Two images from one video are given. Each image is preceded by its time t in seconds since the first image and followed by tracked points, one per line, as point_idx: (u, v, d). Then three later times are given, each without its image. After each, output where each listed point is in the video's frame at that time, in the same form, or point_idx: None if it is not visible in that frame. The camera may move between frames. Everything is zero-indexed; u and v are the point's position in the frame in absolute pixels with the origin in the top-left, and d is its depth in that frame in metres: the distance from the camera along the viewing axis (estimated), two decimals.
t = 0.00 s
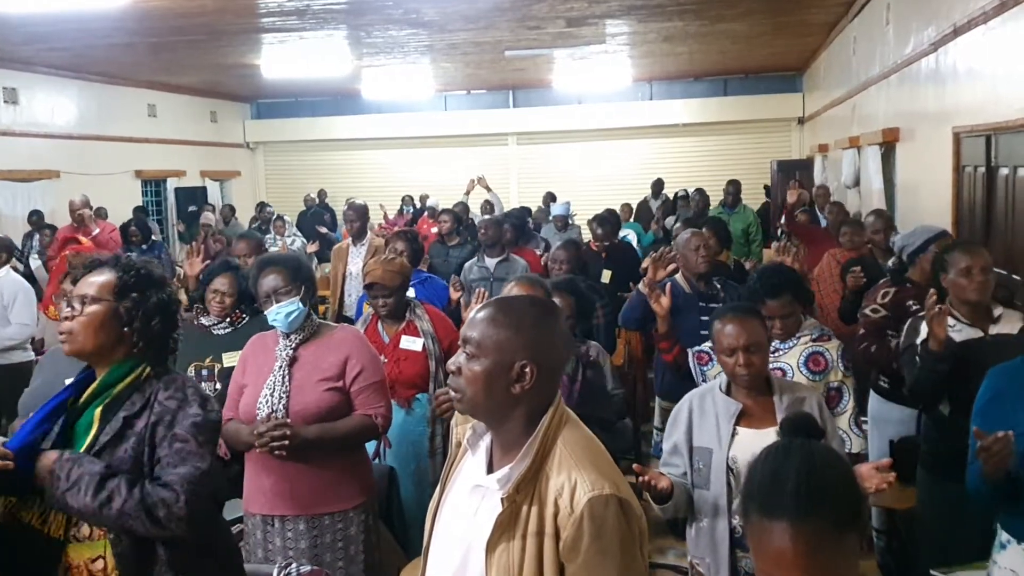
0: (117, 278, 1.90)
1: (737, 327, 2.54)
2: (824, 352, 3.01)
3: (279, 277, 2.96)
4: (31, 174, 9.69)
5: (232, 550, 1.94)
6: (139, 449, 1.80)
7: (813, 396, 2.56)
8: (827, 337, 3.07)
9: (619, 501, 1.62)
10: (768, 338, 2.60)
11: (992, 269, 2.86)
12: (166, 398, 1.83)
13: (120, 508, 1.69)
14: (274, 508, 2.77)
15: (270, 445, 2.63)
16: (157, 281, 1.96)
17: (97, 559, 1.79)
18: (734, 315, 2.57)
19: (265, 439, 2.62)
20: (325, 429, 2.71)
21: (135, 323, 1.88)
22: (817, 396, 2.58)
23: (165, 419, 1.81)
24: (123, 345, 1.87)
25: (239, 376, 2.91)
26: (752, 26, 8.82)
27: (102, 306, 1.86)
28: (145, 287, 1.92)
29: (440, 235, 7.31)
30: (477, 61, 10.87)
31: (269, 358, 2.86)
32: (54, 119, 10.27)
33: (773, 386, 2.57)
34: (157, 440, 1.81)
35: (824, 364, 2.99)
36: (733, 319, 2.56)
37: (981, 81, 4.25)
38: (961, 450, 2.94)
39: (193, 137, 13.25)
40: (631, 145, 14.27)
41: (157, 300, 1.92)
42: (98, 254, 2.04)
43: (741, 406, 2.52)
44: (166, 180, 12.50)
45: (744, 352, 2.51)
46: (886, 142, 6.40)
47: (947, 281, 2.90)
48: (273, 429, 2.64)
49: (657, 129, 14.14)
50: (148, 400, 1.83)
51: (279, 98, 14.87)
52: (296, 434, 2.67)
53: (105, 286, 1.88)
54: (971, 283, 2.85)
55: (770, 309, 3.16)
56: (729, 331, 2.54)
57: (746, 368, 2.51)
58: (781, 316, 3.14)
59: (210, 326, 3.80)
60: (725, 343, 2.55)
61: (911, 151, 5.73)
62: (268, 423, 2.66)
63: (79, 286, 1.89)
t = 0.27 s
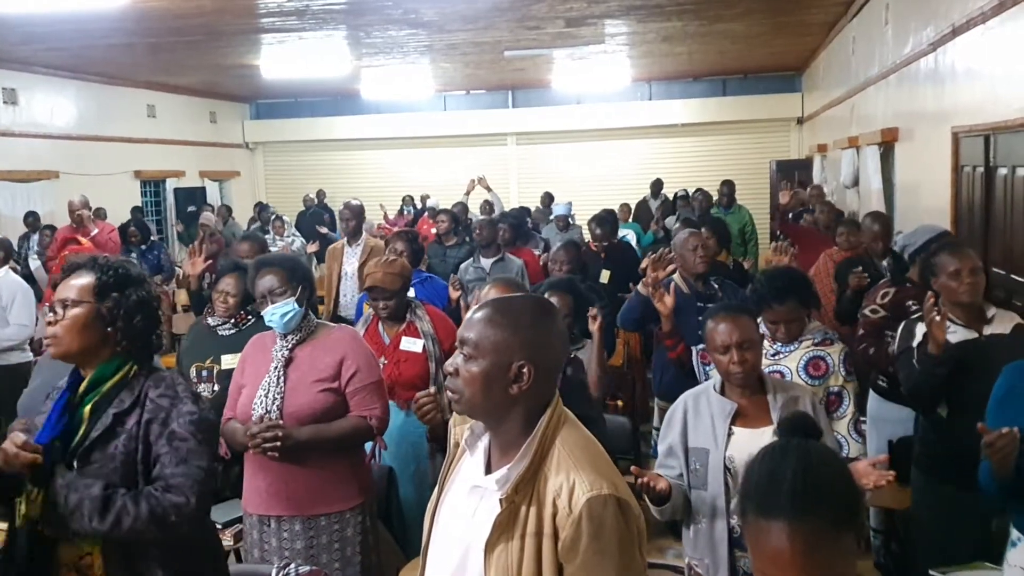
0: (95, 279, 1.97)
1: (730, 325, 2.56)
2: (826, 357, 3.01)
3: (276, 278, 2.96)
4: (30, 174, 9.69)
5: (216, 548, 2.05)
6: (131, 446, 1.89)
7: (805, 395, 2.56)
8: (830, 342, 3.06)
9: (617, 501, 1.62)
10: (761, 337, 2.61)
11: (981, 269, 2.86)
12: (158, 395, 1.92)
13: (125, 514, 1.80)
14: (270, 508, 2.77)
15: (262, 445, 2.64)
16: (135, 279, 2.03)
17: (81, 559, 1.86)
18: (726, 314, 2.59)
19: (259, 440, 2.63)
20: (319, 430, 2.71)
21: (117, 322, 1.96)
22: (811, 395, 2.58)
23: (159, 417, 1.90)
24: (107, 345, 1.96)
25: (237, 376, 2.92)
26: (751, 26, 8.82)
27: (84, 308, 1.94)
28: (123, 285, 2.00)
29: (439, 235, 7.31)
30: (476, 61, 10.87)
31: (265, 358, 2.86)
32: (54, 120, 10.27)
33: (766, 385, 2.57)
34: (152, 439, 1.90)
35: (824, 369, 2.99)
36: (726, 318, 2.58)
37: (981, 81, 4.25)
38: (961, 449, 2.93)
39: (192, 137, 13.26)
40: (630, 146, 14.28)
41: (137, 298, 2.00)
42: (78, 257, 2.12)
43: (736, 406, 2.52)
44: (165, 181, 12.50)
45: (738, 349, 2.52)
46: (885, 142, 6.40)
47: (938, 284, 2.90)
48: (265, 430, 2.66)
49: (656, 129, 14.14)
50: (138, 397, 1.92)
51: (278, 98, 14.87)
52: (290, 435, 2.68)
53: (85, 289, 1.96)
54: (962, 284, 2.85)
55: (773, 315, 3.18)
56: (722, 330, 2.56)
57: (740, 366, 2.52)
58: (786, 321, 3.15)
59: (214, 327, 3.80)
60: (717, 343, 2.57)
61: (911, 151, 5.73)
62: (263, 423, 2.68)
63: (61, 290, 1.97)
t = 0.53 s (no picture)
0: (86, 278, 1.98)
1: (727, 323, 2.56)
2: (825, 357, 3.01)
3: (274, 278, 2.95)
4: (29, 174, 9.68)
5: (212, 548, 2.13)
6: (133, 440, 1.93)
7: (803, 394, 2.56)
8: (829, 342, 3.06)
9: (618, 500, 1.62)
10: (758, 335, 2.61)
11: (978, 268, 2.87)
12: (160, 394, 1.97)
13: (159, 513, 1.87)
14: (270, 508, 2.77)
15: (263, 445, 2.64)
16: (126, 276, 2.04)
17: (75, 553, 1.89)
18: (722, 312, 2.60)
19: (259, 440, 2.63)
20: (319, 430, 2.71)
21: (109, 321, 1.97)
22: (809, 394, 2.57)
23: (165, 414, 1.96)
24: (100, 343, 1.97)
25: (236, 376, 2.92)
26: (750, 25, 8.83)
27: (77, 307, 1.95)
28: (114, 283, 2.01)
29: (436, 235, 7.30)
30: (475, 61, 10.87)
31: (264, 357, 2.86)
32: (53, 119, 10.26)
33: (764, 384, 2.57)
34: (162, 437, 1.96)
35: (823, 369, 2.99)
36: (722, 317, 2.59)
37: (980, 81, 4.25)
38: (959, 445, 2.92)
39: (191, 137, 13.25)
40: (628, 145, 14.28)
41: (128, 296, 2.01)
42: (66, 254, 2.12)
43: (735, 405, 2.52)
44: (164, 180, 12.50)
45: (734, 346, 2.53)
46: (884, 141, 6.40)
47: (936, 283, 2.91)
48: (266, 430, 2.66)
49: (655, 129, 14.14)
50: (137, 394, 1.96)
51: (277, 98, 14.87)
52: (289, 435, 2.68)
53: (77, 287, 1.96)
54: (960, 283, 2.85)
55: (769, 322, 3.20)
56: (719, 328, 2.57)
57: (737, 362, 2.52)
58: (786, 323, 3.14)
59: (217, 328, 3.82)
60: (714, 341, 2.57)
61: (910, 150, 5.72)
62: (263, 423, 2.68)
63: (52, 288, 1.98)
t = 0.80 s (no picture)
0: (82, 278, 1.98)
1: (726, 323, 2.57)
2: (818, 355, 3.02)
3: (274, 278, 2.95)
4: (27, 174, 9.67)
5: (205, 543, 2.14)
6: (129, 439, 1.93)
7: (803, 394, 2.57)
8: (820, 340, 3.08)
9: (617, 500, 1.62)
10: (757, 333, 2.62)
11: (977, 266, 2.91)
12: (157, 391, 1.98)
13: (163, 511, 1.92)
14: (270, 509, 2.77)
15: (267, 446, 2.65)
16: (121, 276, 2.05)
17: (71, 549, 1.90)
18: (721, 311, 2.61)
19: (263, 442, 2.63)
20: (321, 430, 2.72)
21: (106, 321, 1.98)
22: (808, 393, 2.58)
23: (163, 412, 1.97)
24: (96, 343, 1.98)
25: (234, 376, 2.91)
26: (748, 25, 8.84)
27: (72, 308, 1.95)
28: (109, 283, 2.02)
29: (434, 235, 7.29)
30: (474, 61, 10.88)
31: (264, 358, 2.86)
32: (51, 119, 10.26)
33: (764, 383, 2.58)
34: (160, 435, 1.97)
35: (816, 367, 3.00)
36: (721, 316, 2.59)
37: (978, 81, 4.25)
38: (959, 445, 2.92)
39: (189, 136, 13.25)
40: (627, 145, 14.29)
41: (124, 295, 2.02)
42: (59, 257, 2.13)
43: (735, 405, 2.53)
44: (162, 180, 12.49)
45: (733, 344, 2.54)
46: (882, 142, 6.40)
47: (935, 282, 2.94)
48: (270, 430, 2.66)
49: (653, 129, 14.15)
50: (134, 392, 1.96)
51: (275, 98, 14.86)
52: (291, 435, 2.68)
53: (72, 290, 1.97)
54: (958, 280, 2.90)
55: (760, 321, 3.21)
56: (718, 328, 2.57)
57: (736, 361, 2.53)
58: (779, 322, 3.16)
59: (217, 328, 3.82)
60: (712, 341, 2.58)
61: (908, 150, 5.72)
62: (265, 424, 2.68)
63: (48, 290, 1.98)
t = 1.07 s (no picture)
0: (81, 280, 1.99)
1: (729, 323, 2.57)
2: (806, 351, 3.03)
3: (274, 279, 2.95)
4: (25, 175, 9.67)
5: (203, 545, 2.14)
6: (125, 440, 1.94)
7: (806, 394, 2.56)
8: (806, 337, 3.11)
9: (617, 502, 1.63)
10: (759, 333, 2.62)
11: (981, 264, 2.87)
12: (155, 392, 1.98)
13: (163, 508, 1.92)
14: (271, 511, 2.76)
15: (273, 447, 2.65)
16: (120, 277, 2.06)
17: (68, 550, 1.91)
18: (724, 311, 2.61)
19: (268, 443, 2.63)
20: (324, 430, 2.73)
21: (105, 321, 1.99)
22: (810, 394, 2.57)
23: (161, 412, 1.98)
24: (95, 343, 1.99)
25: (232, 378, 2.90)
26: (745, 26, 8.84)
27: (72, 308, 1.96)
28: (109, 284, 2.03)
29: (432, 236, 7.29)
30: (472, 62, 10.88)
31: (263, 359, 2.85)
32: (49, 120, 10.25)
33: (766, 383, 2.58)
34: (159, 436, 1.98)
35: (806, 363, 3.01)
36: (725, 315, 2.59)
37: (975, 82, 4.26)
38: (959, 445, 2.92)
39: (188, 137, 13.24)
40: (625, 146, 14.29)
41: (123, 296, 2.03)
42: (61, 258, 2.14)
43: (738, 406, 2.54)
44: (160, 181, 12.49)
45: (737, 344, 2.54)
46: (880, 142, 6.41)
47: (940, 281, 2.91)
48: (276, 432, 2.66)
49: (651, 130, 14.16)
50: (133, 393, 1.97)
51: (273, 99, 14.86)
52: (295, 437, 2.68)
53: (71, 290, 1.98)
54: (961, 279, 2.87)
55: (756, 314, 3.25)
56: (721, 328, 2.57)
57: (739, 361, 2.54)
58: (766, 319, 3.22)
59: (215, 329, 3.82)
60: (716, 340, 2.58)
61: (905, 151, 5.73)
62: (267, 426, 2.68)
63: (48, 291, 2.00)
